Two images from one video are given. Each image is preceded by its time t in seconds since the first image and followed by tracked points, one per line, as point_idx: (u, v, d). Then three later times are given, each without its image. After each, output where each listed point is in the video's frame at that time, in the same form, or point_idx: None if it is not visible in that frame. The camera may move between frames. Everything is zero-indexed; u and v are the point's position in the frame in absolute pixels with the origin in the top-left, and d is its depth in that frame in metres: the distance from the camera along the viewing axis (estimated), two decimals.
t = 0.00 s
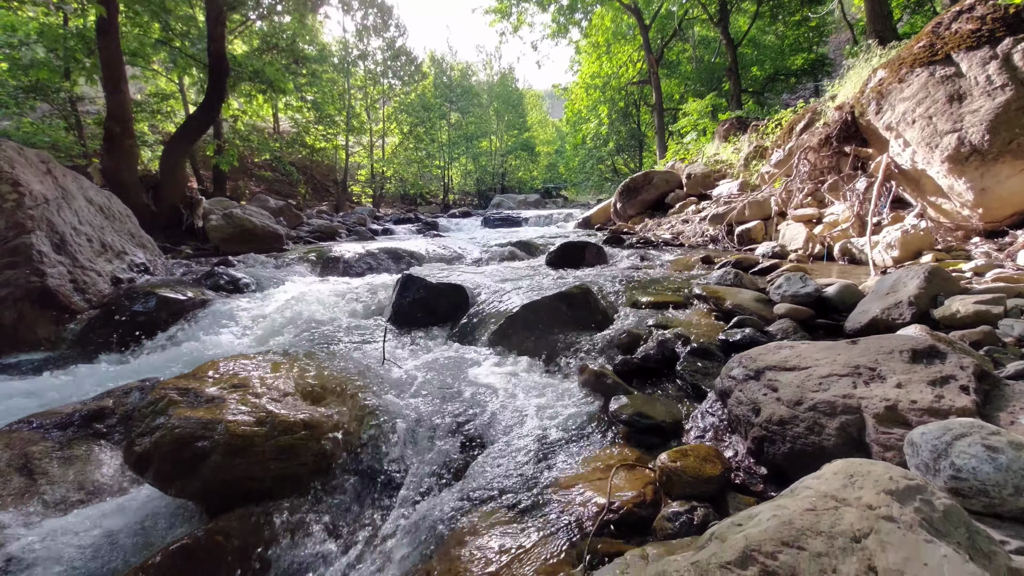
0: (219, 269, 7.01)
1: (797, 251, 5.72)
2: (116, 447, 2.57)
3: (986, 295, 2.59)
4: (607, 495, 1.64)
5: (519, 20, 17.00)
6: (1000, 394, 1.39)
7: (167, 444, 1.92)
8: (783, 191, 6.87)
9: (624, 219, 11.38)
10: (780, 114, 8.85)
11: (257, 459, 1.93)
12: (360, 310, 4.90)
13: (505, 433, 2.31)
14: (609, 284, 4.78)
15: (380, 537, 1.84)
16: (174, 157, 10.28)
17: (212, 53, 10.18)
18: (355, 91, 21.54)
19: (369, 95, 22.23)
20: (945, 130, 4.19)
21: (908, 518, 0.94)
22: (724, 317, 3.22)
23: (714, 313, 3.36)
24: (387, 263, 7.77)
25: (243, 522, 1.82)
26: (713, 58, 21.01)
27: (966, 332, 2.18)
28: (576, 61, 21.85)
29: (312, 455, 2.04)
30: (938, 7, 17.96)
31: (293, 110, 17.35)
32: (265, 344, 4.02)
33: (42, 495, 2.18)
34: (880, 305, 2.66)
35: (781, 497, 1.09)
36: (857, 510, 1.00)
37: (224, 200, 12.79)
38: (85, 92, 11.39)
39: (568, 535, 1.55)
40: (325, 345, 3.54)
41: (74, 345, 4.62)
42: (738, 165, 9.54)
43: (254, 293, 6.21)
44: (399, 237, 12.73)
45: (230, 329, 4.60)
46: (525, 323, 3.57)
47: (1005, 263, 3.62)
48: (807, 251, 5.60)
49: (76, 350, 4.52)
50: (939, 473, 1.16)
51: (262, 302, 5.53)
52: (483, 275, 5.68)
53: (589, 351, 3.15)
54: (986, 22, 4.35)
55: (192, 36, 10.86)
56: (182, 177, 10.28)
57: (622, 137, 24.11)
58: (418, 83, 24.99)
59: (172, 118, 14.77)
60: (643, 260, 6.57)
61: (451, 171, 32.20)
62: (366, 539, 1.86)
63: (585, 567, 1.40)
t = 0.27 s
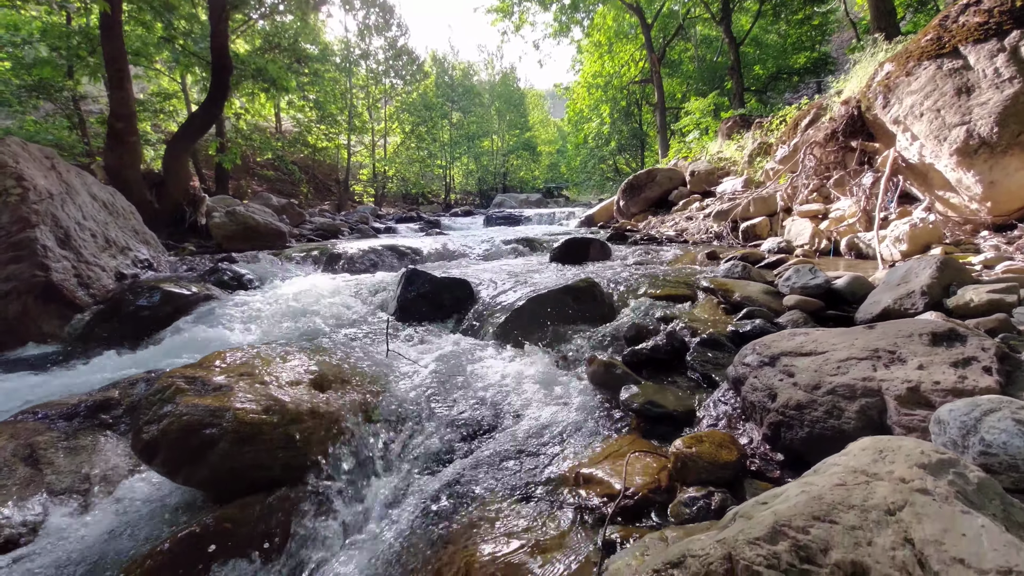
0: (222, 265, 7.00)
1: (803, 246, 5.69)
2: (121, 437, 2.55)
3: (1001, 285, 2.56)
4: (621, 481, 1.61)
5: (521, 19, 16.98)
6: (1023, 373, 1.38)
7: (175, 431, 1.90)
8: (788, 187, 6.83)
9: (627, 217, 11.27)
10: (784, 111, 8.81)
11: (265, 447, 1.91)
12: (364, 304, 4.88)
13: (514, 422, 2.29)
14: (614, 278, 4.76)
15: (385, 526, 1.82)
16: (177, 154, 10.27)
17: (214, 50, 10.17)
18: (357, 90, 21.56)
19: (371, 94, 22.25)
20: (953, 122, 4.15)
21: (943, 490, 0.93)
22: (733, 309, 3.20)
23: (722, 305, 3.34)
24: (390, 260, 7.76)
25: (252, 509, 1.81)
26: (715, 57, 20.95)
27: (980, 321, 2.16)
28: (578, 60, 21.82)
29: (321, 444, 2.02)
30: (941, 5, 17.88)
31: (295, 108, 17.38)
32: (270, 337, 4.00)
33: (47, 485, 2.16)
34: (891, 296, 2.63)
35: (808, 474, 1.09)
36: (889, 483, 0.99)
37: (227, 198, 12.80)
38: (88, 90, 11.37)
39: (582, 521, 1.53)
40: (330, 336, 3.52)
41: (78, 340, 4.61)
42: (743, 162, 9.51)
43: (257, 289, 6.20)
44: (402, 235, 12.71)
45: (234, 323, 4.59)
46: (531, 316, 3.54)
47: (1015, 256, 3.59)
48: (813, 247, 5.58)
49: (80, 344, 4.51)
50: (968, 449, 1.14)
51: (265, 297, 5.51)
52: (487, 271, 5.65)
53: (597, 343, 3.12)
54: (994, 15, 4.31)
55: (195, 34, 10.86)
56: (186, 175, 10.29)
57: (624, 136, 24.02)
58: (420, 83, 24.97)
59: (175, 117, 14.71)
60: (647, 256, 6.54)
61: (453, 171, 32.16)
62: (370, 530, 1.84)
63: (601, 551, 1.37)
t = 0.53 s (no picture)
0: (230, 261, 7.02)
1: (813, 244, 5.67)
2: (136, 428, 2.55)
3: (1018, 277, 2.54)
4: (643, 468, 1.60)
5: (525, 19, 17.01)
6: None
7: (194, 417, 1.91)
8: (796, 184, 6.81)
9: (632, 216, 11.24)
10: (792, 109, 8.78)
11: (285, 435, 1.91)
12: (373, 299, 4.88)
13: (528, 414, 2.28)
14: (623, 274, 4.75)
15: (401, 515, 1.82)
16: (184, 153, 10.31)
17: (222, 51, 10.25)
18: (362, 91, 21.64)
19: (375, 95, 22.31)
20: (965, 117, 4.13)
21: (984, 463, 0.96)
22: (746, 303, 3.19)
23: (735, 300, 3.33)
24: (397, 257, 7.78)
25: (273, 494, 1.82)
26: (719, 57, 20.90)
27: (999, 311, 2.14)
28: (582, 61, 21.81)
29: (339, 434, 2.02)
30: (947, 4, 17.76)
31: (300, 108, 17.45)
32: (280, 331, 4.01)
33: (63, 472, 2.16)
34: (907, 289, 2.62)
35: (844, 451, 1.09)
36: (929, 457, 1.01)
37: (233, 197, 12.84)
38: (96, 89, 11.43)
39: (603, 505, 1.52)
40: (342, 329, 3.53)
41: (89, 334, 4.62)
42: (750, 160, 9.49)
43: (266, 286, 6.22)
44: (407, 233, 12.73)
45: (243, 317, 4.59)
46: (542, 311, 3.54)
47: None
48: (822, 244, 5.57)
49: (91, 339, 4.52)
50: (1002, 426, 1.12)
51: (275, 294, 5.54)
52: (495, 267, 5.64)
53: (608, 338, 3.12)
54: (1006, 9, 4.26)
55: (202, 34, 10.92)
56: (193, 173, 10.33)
57: (628, 136, 23.71)
58: (423, 83, 25.01)
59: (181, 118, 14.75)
60: (654, 253, 6.52)
61: (457, 171, 32.19)
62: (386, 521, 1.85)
63: (624, 535, 1.37)
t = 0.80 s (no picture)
0: (241, 256, 7.07)
1: (826, 239, 5.63)
2: (156, 414, 2.57)
3: None
4: (668, 453, 1.59)
5: (531, 17, 16.95)
6: None
7: (217, 401, 1.94)
8: (809, 179, 6.75)
9: (640, 213, 11.18)
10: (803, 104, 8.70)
11: (307, 419, 1.93)
12: (384, 293, 4.89)
13: (541, 404, 2.27)
14: (634, 268, 4.73)
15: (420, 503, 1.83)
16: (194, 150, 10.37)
17: (231, 49, 10.29)
18: (368, 90, 21.68)
19: (382, 93, 22.34)
20: (983, 109, 4.07)
21: None
22: (761, 295, 3.18)
23: (750, 292, 3.32)
24: (406, 253, 7.80)
25: (295, 478, 1.84)
26: (727, 54, 20.76)
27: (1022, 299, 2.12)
28: (588, 58, 21.71)
29: (358, 418, 2.04)
30: None
31: (307, 107, 17.51)
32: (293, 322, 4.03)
33: (85, 458, 2.17)
34: (927, 279, 2.60)
35: (886, 423, 1.14)
36: (974, 426, 1.05)
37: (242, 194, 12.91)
38: (108, 87, 11.53)
39: (628, 486, 1.53)
40: (355, 320, 3.54)
41: (105, 327, 4.66)
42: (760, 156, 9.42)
43: (277, 280, 6.25)
44: (414, 231, 12.74)
45: (255, 310, 4.62)
46: (555, 303, 3.52)
47: None
48: (836, 239, 5.53)
49: (107, 331, 4.56)
50: None
51: (286, 287, 5.57)
52: (505, 262, 5.63)
53: (623, 329, 3.10)
54: None
55: (213, 32, 10.99)
56: (203, 171, 10.37)
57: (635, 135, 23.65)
58: (430, 82, 25.03)
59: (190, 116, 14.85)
60: (665, 248, 6.49)
61: (462, 170, 32.16)
62: (406, 504, 1.84)
63: (653, 515, 1.37)
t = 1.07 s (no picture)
0: (254, 250, 7.13)
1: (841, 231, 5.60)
2: (177, 400, 2.60)
3: None
4: (689, 437, 1.59)
5: (540, 11, 16.83)
6: None
7: (240, 384, 1.97)
8: (823, 171, 6.68)
9: (649, 207, 11.10)
10: (817, 96, 8.59)
11: (327, 403, 1.95)
12: (396, 284, 4.91)
13: (558, 391, 2.28)
14: (647, 261, 4.70)
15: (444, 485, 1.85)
16: (206, 146, 10.43)
17: (242, 44, 10.28)
18: (376, 86, 21.69)
19: (390, 89, 22.33)
20: (1003, 98, 3.97)
21: None
22: (777, 285, 3.16)
23: (766, 282, 3.30)
24: (416, 247, 7.84)
25: (315, 460, 1.85)
26: (737, 47, 20.46)
27: None
28: (597, 53, 21.53)
29: (376, 404, 2.02)
30: None
31: (316, 103, 17.58)
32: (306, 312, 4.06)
33: (110, 442, 2.21)
34: (948, 268, 2.56)
35: (921, 398, 1.16)
36: (1011, 398, 1.06)
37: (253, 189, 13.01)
38: (121, 84, 11.62)
39: (650, 471, 1.53)
40: (370, 310, 3.57)
41: (123, 318, 4.73)
42: (772, 149, 9.32)
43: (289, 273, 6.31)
44: (423, 225, 12.76)
45: (269, 301, 4.67)
46: (568, 294, 3.51)
47: None
48: (852, 231, 5.50)
49: (125, 322, 4.63)
50: None
51: (299, 280, 5.62)
52: (516, 255, 5.62)
53: (637, 320, 3.09)
54: None
55: (223, 28, 11.04)
56: (215, 166, 10.43)
57: (642, 129, 22.77)
58: (438, 77, 24.98)
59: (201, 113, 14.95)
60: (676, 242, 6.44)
61: (470, 166, 32.12)
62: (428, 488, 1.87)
63: (675, 498, 1.38)
